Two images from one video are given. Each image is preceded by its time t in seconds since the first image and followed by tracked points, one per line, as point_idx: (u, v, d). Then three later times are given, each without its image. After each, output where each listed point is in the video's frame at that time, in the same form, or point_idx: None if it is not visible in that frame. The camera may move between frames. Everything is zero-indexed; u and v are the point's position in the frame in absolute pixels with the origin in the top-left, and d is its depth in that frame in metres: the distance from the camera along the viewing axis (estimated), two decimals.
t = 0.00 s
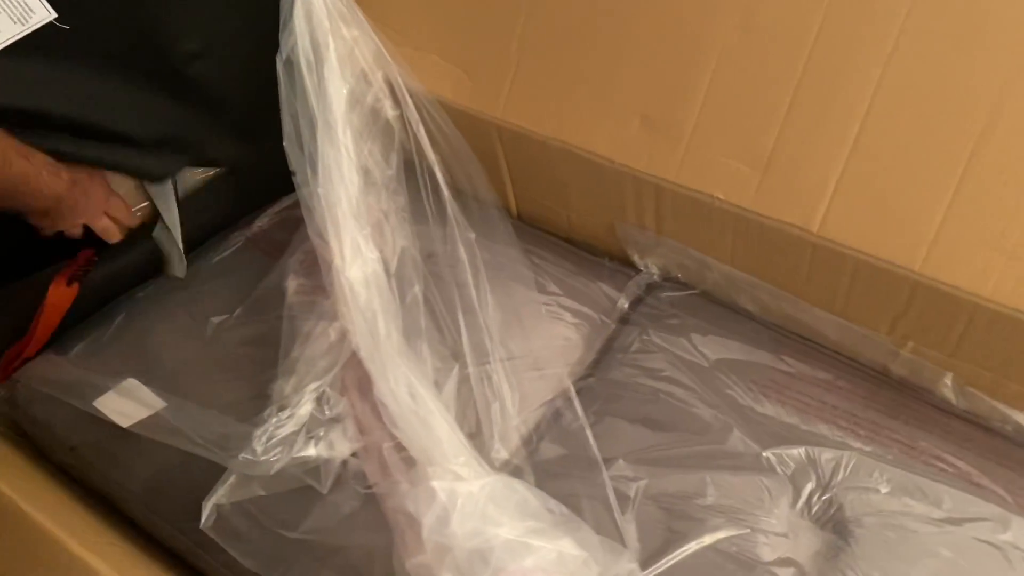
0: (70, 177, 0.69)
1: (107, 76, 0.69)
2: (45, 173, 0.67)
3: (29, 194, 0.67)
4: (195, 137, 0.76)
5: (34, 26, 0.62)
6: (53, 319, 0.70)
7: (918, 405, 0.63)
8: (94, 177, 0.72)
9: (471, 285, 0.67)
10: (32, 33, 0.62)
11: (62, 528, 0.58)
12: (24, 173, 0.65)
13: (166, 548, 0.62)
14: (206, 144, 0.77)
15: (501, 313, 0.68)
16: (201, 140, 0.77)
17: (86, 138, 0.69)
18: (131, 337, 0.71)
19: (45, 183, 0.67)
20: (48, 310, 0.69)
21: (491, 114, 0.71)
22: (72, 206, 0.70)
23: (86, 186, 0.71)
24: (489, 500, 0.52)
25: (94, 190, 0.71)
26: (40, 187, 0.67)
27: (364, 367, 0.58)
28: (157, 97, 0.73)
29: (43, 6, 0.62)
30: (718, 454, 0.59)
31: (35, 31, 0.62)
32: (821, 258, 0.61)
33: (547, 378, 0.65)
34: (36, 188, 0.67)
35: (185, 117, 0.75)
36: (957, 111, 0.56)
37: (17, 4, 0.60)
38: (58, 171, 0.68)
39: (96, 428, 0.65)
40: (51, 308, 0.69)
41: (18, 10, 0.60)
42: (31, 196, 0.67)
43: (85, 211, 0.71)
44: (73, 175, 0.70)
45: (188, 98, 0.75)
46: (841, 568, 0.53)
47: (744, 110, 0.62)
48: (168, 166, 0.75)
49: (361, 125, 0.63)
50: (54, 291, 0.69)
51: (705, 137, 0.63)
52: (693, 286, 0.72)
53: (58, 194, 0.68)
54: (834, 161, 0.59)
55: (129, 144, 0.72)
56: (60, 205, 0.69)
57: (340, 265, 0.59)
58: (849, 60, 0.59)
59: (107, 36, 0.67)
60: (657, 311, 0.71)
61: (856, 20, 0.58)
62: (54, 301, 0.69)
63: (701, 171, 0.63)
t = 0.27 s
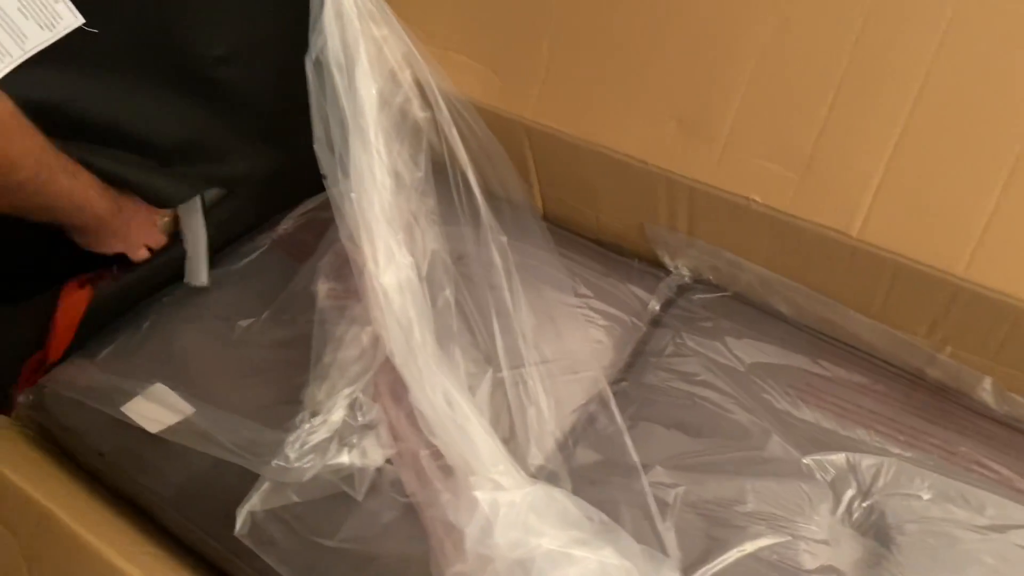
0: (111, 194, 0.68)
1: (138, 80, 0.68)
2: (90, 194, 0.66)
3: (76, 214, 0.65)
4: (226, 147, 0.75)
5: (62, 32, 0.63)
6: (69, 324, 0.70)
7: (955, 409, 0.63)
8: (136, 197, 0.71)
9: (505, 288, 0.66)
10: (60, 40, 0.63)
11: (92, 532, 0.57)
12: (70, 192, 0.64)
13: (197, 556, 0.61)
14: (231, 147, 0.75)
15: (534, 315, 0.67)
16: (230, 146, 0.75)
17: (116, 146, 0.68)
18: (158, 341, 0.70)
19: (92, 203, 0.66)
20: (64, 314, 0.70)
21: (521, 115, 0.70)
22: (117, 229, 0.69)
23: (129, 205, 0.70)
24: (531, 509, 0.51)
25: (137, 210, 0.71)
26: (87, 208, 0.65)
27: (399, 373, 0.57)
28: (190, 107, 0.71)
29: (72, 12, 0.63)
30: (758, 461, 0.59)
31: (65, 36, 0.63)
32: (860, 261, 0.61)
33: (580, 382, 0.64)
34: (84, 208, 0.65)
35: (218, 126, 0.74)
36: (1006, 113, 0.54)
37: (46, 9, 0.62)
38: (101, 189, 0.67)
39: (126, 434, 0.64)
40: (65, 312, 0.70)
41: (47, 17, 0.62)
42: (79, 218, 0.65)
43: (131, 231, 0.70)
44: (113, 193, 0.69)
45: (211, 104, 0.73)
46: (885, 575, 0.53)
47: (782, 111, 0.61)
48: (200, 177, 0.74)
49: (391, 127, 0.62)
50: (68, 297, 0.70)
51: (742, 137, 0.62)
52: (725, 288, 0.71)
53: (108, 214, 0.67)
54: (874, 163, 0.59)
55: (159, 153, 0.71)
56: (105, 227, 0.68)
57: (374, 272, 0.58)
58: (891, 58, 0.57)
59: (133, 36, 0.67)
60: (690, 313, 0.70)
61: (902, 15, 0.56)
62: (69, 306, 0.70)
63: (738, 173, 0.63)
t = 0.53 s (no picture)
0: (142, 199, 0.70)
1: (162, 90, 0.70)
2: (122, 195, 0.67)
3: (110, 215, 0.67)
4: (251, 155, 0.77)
5: (95, 43, 0.65)
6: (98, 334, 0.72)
7: (993, 419, 0.62)
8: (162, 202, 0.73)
9: (539, 296, 0.66)
10: (93, 51, 0.65)
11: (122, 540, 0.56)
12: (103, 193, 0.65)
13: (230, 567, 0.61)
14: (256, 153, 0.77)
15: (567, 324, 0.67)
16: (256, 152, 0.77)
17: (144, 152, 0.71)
18: (187, 350, 0.72)
19: (123, 205, 0.67)
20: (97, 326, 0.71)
21: (551, 121, 0.69)
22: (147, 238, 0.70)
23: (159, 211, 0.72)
24: (572, 524, 0.51)
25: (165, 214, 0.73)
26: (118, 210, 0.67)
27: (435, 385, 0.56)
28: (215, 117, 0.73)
29: (106, 25, 0.65)
30: (797, 472, 0.59)
31: (97, 47, 0.65)
32: (897, 270, 0.60)
33: (611, 391, 0.64)
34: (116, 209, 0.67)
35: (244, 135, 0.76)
36: None
37: (82, 22, 0.63)
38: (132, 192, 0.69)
39: (156, 444, 0.64)
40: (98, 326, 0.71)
41: (81, 30, 0.64)
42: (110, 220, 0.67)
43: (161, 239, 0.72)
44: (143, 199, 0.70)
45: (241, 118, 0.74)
46: None
47: (818, 117, 0.60)
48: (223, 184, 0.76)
49: (425, 135, 0.62)
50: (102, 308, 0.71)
51: (778, 144, 0.61)
52: (757, 294, 0.71)
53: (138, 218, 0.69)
54: (915, 171, 0.57)
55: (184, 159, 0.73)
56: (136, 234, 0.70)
57: (408, 281, 0.58)
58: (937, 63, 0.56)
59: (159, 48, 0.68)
60: (721, 321, 0.70)
61: (951, 20, 0.55)
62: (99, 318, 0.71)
63: (774, 181, 0.62)
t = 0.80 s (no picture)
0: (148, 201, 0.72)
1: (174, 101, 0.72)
2: (130, 199, 0.69)
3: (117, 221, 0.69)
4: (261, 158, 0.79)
5: (112, 50, 0.66)
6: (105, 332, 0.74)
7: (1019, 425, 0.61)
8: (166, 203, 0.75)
9: (559, 301, 0.65)
10: (109, 57, 0.66)
11: (140, 547, 0.56)
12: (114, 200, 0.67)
13: None
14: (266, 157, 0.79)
15: (587, 329, 0.67)
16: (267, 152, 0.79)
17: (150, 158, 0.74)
18: (204, 356, 0.71)
19: (129, 211, 0.69)
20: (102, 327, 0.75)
21: (569, 125, 0.69)
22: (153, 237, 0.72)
23: (164, 213, 0.74)
24: (597, 534, 0.50)
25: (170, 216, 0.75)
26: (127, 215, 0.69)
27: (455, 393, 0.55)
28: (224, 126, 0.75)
29: (122, 32, 0.66)
30: (822, 479, 0.58)
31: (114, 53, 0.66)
32: (922, 275, 0.59)
33: (632, 398, 0.64)
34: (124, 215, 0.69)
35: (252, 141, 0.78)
36: None
37: (99, 31, 0.64)
38: (136, 195, 0.71)
39: (173, 451, 0.64)
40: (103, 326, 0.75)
41: (99, 38, 0.64)
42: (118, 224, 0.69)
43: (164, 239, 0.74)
44: (147, 199, 0.72)
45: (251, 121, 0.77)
46: None
47: (842, 120, 0.59)
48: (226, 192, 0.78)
49: (440, 139, 0.61)
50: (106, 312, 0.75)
51: (800, 149, 0.60)
52: (776, 298, 0.71)
53: (142, 222, 0.70)
54: (941, 175, 0.56)
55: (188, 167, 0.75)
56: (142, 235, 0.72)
57: (428, 288, 0.57)
58: (964, 67, 0.54)
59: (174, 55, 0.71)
60: (743, 325, 0.70)
61: (980, 20, 0.53)
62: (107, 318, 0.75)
63: (796, 185, 0.61)
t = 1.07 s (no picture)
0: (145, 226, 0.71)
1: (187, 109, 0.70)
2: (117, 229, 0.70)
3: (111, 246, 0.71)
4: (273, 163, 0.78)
5: (124, 52, 0.64)
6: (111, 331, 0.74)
7: None
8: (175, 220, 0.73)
9: (571, 304, 0.65)
10: (122, 60, 0.64)
11: (152, 552, 0.56)
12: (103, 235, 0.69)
13: None
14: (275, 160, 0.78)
15: (599, 331, 0.66)
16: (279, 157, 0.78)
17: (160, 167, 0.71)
18: (215, 359, 0.71)
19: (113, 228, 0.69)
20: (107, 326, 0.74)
21: (579, 126, 0.69)
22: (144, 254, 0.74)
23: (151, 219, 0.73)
24: (612, 540, 0.49)
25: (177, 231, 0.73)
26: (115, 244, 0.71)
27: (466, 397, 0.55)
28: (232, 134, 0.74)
29: (134, 34, 0.64)
30: (836, 483, 0.58)
31: (127, 56, 0.64)
32: (936, 277, 0.58)
33: (644, 401, 0.63)
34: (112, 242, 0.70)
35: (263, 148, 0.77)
36: None
37: (110, 32, 0.62)
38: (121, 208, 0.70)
39: (183, 455, 0.64)
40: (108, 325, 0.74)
41: (110, 40, 0.62)
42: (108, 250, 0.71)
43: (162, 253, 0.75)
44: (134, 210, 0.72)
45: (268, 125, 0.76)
46: None
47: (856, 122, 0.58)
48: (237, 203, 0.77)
49: (451, 142, 0.61)
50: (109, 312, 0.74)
51: (813, 150, 0.60)
52: (789, 300, 0.71)
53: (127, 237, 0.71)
54: (955, 176, 0.56)
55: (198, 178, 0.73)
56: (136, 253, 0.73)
57: (440, 291, 0.56)
58: (979, 67, 0.54)
59: (186, 59, 0.68)
60: (754, 328, 0.70)
61: (994, 23, 0.53)
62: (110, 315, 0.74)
63: (809, 188, 0.60)
